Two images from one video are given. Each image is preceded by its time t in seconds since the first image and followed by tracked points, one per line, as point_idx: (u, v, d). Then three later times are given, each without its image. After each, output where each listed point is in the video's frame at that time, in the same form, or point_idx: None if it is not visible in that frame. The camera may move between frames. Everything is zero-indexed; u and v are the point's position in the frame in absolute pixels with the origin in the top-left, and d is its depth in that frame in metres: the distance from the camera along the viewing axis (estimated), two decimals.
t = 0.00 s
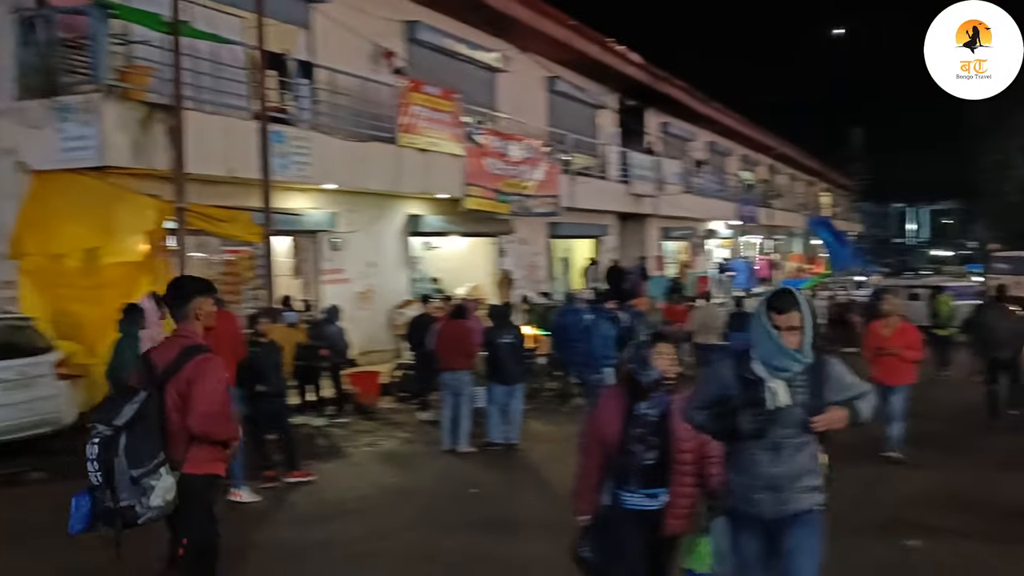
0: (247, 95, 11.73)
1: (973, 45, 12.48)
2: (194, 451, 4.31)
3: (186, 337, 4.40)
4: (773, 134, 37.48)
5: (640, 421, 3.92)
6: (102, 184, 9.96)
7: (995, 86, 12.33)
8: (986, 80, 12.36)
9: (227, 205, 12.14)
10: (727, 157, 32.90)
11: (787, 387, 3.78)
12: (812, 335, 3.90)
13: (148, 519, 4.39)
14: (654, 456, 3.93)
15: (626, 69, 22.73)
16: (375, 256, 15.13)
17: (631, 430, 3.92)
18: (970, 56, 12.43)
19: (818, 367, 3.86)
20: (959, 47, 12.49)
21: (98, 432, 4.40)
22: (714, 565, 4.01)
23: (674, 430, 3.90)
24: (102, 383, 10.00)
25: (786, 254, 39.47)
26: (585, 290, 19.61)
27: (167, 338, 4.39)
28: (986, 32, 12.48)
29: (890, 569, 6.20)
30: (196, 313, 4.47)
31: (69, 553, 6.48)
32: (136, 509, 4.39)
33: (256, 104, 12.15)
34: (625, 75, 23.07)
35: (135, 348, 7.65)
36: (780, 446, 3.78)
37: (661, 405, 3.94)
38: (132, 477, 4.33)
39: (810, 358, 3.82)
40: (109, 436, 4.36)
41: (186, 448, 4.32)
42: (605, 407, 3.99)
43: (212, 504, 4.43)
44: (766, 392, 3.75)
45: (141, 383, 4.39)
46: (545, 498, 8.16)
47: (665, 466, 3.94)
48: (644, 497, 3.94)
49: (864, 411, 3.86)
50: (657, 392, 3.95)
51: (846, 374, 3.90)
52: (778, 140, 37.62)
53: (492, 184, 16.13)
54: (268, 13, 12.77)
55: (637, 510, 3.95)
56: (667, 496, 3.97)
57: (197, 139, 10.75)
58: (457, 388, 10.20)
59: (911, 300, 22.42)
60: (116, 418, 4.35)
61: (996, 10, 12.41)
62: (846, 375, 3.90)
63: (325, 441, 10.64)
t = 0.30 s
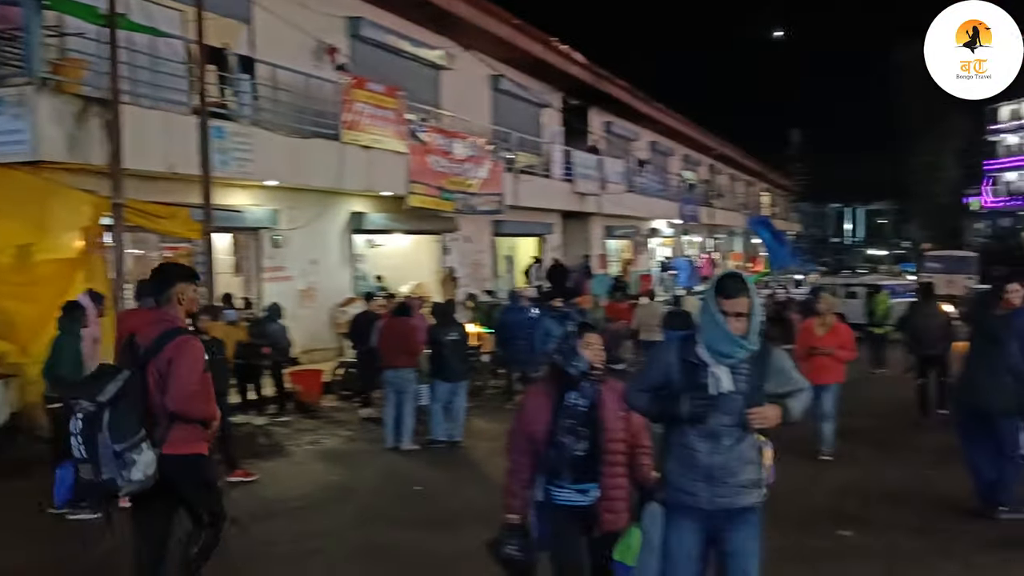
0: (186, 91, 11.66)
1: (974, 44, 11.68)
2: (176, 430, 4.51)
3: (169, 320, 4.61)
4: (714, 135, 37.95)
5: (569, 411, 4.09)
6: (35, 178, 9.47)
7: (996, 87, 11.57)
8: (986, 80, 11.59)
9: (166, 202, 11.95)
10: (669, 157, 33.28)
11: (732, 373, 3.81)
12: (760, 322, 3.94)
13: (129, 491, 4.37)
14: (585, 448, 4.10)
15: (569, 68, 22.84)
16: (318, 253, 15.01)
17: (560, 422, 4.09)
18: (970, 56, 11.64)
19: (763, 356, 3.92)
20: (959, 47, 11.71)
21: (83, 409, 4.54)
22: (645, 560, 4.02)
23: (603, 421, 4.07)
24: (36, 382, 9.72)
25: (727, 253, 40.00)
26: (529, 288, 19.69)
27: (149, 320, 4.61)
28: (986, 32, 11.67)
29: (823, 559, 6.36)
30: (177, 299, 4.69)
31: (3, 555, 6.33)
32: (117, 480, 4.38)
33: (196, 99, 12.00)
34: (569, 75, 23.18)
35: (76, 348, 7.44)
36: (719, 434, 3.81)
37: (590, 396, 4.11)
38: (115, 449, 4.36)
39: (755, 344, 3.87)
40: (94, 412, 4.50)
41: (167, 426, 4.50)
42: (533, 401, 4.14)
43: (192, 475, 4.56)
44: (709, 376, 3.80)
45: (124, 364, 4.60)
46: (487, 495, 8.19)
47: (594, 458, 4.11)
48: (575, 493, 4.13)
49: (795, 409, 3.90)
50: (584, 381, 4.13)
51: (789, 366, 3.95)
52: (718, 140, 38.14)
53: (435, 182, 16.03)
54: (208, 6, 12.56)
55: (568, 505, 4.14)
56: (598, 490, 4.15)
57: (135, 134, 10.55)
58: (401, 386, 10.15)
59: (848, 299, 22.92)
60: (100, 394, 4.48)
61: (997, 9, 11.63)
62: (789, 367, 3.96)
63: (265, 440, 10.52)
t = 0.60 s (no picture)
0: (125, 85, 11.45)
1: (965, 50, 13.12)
2: (161, 427, 4.85)
3: (156, 324, 4.95)
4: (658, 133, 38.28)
5: (504, 406, 4.15)
6: None
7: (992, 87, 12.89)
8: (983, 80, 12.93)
9: (104, 196, 11.73)
10: (614, 155, 33.55)
11: (669, 376, 3.87)
12: (694, 322, 3.95)
13: (113, 485, 4.72)
14: (520, 444, 4.15)
15: (515, 66, 22.87)
16: (261, 249, 14.84)
17: (496, 417, 4.15)
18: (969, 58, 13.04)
19: (698, 359, 3.94)
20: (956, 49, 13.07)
21: (70, 403, 4.77)
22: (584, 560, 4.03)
23: (539, 415, 4.07)
24: None
25: (671, 250, 40.41)
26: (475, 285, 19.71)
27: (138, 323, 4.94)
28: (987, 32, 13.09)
29: (763, 548, 6.52)
30: (164, 303, 5.01)
31: None
32: (102, 473, 4.72)
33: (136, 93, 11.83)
34: (514, 72, 23.21)
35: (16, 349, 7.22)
36: (655, 436, 3.87)
37: (524, 389, 4.16)
38: (100, 444, 4.70)
39: (687, 346, 3.89)
40: (81, 407, 4.74)
41: (150, 423, 4.84)
42: (469, 395, 4.19)
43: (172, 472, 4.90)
44: (643, 380, 3.86)
45: (111, 362, 4.86)
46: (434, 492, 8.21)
47: (530, 453, 4.17)
48: (513, 492, 4.19)
49: (724, 418, 3.94)
50: (519, 375, 4.18)
51: (728, 371, 4.02)
52: (662, 139, 38.53)
53: (381, 179, 15.84)
54: None
55: (508, 503, 4.21)
56: (537, 488, 4.20)
57: (72, 128, 10.33)
58: (347, 383, 10.09)
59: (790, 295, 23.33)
60: (88, 390, 4.75)
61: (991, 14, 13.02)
62: (728, 373, 4.02)
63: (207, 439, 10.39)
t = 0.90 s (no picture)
0: (68, 77, 11.23)
1: (973, 45, 16.10)
2: (161, 423, 4.98)
3: (151, 322, 5.04)
4: (608, 132, 38.60)
5: (445, 416, 4.10)
6: None
7: (991, 84, 15.94)
8: (985, 78, 15.99)
9: (48, 191, 11.50)
10: (566, 153, 33.77)
11: (593, 385, 3.65)
12: (614, 328, 3.68)
13: (121, 480, 4.87)
14: (461, 457, 4.08)
15: (467, 62, 22.89)
16: (209, 245, 14.65)
17: (437, 428, 4.11)
18: (971, 57, 16.05)
19: (624, 367, 3.69)
20: (962, 46, 16.09)
21: (73, 404, 4.78)
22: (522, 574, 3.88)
23: (481, 426, 4.02)
24: None
25: (621, 248, 40.77)
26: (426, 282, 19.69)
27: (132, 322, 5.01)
28: (985, 33, 16.12)
29: (711, 542, 6.62)
30: (158, 302, 5.07)
31: None
32: (111, 471, 4.83)
33: (80, 85, 11.65)
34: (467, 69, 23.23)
35: None
36: (588, 448, 3.67)
37: (467, 400, 4.09)
38: (111, 443, 4.78)
39: (605, 353, 3.64)
40: (87, 408, 4.77)
41: (152, 420, 4.96)
42: (411, 402, 4.19)
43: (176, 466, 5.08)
44: (565, 390, 3.65)
45: (107, 362, 4.88)
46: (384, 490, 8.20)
47: (471, 465, 4.09)
48: (454, 505, 4.13)
49: (656, 432, 3.65)
50: (460, 385, 4.12)
51: (663, 379, 3.71)
52: (613, 137, 38.87)
53: (331, 175, 15.66)
54: None
55: (448, 517, 4.15)
56: (478, 501, 4.13)
57: (15, 122, 10.10)
58: (297, 381, 10.00)
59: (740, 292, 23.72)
60: (92, 392, 4.76)
61: (993, 14, 16.01)
62: (664, 381, 3.71)
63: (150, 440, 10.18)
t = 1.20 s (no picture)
0: (11, 68, 10.94)
1: (974, 45, 14.64)
2: (146, 405, 5.31)
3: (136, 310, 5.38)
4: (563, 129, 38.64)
5: (395, 422, 3.94)
6: None
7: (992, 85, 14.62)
8: (984, 79, 14.64)
9: None
10: (520, 150, 33.71)
11: (520, 375, 3.56)
12: (533, 312, 3.56)
13: (110, 460, 5.07)
14: (409, 464, 3.93)
15: (421, 58, 22.74)
16: (158, 242, 14.39)
17: (385, 434, 3.96)
18: (971, 57, 14.63)
19: (549, 355, 3.59)
20: (962, 47, 14.62)
21: (65, 386, 4.95)
22: None
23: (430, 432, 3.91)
24: None
25: (576, 245, 40.87)
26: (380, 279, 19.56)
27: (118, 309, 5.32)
28: (986, 32, 14.60)
29: (663, 536, 6.67)
30: (142, 290, 5.43)
31: None
32: (101, 452, 5.01)
33: (24, 77, 11.40)
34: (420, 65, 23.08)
35: None
36: (520, 443, 3.56)
37: (417, 408, 3.94)
38: (104, 424, 5.00)
39: (528, 340, 3.52)
40: (78, 391, 4.94)
41: (139, 403, 5.28)
42: (361, 406, 4.05)
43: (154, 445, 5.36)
44: (488, 379, 3.55)
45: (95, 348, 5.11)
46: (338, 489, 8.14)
47: (421, 472, 3.96)
48: (399, 515, 3.97)
49: (588, 424, 3.56)
50: (411, 389, 3.95)
51: (596, 368, 3.63)
52: (568, 135, 38.88)
53: (284, 170, 15.65)
54: None
55: (395, 527, 3.98)
56: (424, 510, 3.98)
57: None
58: (250, 378, 9.90)
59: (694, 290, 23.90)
60: (85, 374, 4.98)
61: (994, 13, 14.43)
62: (595, 371, 3.62)
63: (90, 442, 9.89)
